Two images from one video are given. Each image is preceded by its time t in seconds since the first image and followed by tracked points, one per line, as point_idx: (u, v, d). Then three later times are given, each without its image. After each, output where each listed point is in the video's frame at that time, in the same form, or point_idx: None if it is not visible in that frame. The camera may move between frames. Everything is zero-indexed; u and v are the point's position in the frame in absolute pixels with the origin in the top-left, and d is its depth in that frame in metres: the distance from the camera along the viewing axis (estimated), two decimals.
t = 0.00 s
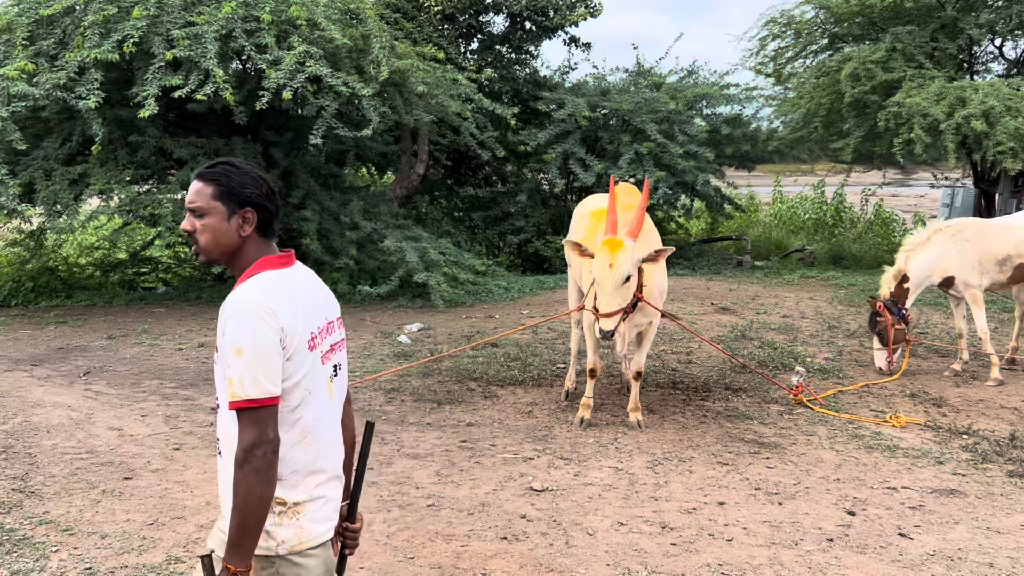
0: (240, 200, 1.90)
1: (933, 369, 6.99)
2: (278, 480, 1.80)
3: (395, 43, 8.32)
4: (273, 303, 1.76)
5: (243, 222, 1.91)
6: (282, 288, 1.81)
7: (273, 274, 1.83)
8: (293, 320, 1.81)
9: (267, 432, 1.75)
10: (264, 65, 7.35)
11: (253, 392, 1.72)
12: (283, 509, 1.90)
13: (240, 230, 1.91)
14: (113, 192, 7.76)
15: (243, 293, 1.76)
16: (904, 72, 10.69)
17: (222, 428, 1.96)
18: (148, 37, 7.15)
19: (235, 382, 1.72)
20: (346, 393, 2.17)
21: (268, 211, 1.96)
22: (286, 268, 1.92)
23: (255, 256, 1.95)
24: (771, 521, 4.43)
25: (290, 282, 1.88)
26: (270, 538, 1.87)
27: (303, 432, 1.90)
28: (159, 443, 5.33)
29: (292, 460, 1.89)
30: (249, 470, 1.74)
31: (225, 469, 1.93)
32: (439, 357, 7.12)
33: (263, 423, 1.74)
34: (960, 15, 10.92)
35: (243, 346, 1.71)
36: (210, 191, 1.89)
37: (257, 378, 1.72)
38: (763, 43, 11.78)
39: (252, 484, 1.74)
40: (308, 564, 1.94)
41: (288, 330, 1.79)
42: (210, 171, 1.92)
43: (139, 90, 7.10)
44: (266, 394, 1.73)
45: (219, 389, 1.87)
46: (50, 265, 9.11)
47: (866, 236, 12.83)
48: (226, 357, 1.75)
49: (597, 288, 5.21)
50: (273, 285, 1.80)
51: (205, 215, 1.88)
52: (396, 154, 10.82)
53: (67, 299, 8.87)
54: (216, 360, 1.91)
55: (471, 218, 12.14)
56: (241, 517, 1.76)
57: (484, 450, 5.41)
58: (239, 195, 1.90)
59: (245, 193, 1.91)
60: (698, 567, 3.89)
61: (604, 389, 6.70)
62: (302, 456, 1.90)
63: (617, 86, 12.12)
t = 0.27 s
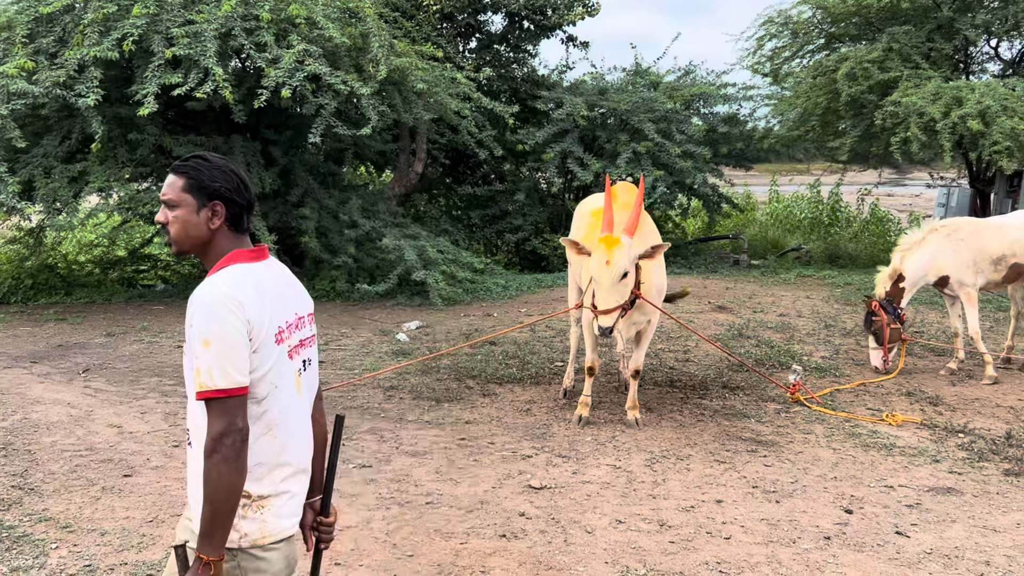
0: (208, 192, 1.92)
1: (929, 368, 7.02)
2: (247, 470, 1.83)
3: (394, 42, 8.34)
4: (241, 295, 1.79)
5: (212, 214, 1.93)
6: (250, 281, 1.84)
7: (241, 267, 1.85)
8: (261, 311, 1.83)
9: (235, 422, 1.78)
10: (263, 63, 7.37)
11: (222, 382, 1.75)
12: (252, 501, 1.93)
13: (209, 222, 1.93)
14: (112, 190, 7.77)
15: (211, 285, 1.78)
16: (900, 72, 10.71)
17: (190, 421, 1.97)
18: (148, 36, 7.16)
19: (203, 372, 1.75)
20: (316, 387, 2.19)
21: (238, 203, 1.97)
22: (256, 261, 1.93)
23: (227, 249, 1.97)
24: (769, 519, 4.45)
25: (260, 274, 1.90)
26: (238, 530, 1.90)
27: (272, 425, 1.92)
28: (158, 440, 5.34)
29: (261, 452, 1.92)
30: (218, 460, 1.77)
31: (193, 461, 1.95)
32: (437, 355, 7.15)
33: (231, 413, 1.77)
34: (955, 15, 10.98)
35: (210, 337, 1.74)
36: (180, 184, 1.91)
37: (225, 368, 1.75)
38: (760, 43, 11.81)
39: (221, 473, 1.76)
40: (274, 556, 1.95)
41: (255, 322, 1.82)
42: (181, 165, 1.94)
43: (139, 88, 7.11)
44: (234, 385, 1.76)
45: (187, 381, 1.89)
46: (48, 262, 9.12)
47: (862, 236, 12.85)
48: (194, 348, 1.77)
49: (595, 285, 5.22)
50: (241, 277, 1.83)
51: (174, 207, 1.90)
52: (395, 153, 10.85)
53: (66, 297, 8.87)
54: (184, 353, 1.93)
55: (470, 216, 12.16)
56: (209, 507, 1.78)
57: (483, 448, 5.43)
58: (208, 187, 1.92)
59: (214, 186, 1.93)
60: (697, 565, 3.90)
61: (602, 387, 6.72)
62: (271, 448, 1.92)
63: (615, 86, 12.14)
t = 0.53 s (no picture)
0: (183, 182, 1.98)
1: (922, 366, 7.10)
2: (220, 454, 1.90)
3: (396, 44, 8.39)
4: (215, 283, 1.86)
5: (187, 204, 2.00)
6: (224, 270, 1.91)
7: (215, 256, 1.92)
8: (235, 300, 1.90)
9: (208, 406, 1.85)
10: (266, 64, 7.43)
11: (195, 366, 1.82)
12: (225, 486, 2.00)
13: (185, 211, 2.00)
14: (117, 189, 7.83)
15: (186, 273, 1.85)
16: (894, 73, 10.75)
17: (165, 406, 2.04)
18: (152, 37, 7.22)
19: (178, 357, 1.82)
20: (290, 376, 2.26)
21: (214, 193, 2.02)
22: (230, 250, 2.00)
23: (204, 237, 2.03)
24: (765, 514, 4.53)
25: (235, 264, 1.97)
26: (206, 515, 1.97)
27: (245, 410, 1.99)
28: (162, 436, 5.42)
29: (235, 437, 1.99)
30: (191, 443, 1.84)
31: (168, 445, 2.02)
32: (437, 353, 7.23)
33: (204, 398, 1.84)
34: (948, 19, 10.93)
35: (184, 322, 1.81)
36: (157, 175, 1.98)
37: (198, 353, 1.82)
38: (756, 45, 11.86)
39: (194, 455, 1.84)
40: (235, 551, 2.04)
41: (229, 310, 1.89)
42: (159, 156, 2.02)
43: (143, 89, 7.18)
44: (207, 370, 1.83)
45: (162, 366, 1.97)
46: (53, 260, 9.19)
47: (856, 236, 12.92)
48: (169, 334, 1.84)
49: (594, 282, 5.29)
50: (215, 266, 1.90)
51: (152, 197, 1.98)
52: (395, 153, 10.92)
53: (70, 294, 8.95)
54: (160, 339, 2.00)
55: (469, 215, 12.24)
56: (183, 489, 1.85)
57: (483, 444, 5.50)
58: (183, 178, 1.98)
59: (189, 176, 1.99)
60: (694, 561, 3.98)
61: (601, 385, 6.80)
62: (243, 433, 2.00)
63: (614, 87, 12.19)
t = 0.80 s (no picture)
0: (167, 179, 2.09)
1: (914, 364, 7.19)
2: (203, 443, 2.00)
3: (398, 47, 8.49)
4: (200, 278, 1.96)
5: (170, 200, 2.10)
6: (209, 266, 2.01)
7: (200, 252, 2.03)
8: (219, 294, 2.01)
9: (192, 396, 1.95)
10: (270, 67, 7.55)
11: (180, 357, 1.92)
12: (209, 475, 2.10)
13: (169, 207, 2.10)
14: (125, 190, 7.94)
15: (173, 267, 1.96)
16: (886, 77, 10.85)
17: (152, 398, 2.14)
18: (159, 41, 7.35)
19: (164, 348, 1.92)
20: (275, 371, 2.36)
21: (196, 189, 2.12)
22: (213, 246, 2.10)
23: (188, 232, 2.13)
24: (763, 512, 4.62)
25: (219, 259, 2.08)
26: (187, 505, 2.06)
27: (229, 402, 2.09)
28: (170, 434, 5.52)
29: (219, 428, 2.09)
30: (176, 431, 1.93)
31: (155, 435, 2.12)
32: (439, 352, 7.34)
33: (189, 388, 1.94)
34: (939, 24, 11.17)
35: (170, 315, 1.91)
36: (145, 172, 2.10)
37: (183, 344, 1.92)
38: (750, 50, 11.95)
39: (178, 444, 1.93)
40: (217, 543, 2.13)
41: (213, 304, 1.99)
42: (148, 155, 2.14)
43: (150, 92, 7.30)
44: (191, 361, 1.93)
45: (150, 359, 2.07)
46: (61, 260, 9.34)
47: (850, 237, 12.92)
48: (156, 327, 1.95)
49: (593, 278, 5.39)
50: (200, 262, 2.00)
51: (139, 194, 2.10)
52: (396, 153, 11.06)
53: (79, 293, 9.13)
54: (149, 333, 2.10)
55: (469, 216, 12.34)
56: (167, 477, 1.95)
57: (484, 443, 5.59)
58: (167, 175, 2.09)
59: (172, 173, 2.09)
60: (693, 557, 4.06)
61: (601, 384, 6.89)
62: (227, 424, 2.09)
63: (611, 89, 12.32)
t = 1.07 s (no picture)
0: (157, 174, 2.29)
1: (897, 360, 7.42)
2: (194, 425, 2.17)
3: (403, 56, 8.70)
4: (192, 271, 2.14)
5: (161, 193, 2.29)
6: (200, 259, 2.19)
7: (191, 245, 2.21)
8: (211, 286, 2.19)
9: (184, 381, 2.13)
10: (281, 75, 7.77)
11: (173, 344, 2.10)
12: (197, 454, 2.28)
13: (160, 201, 2.30)
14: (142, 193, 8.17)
15: (168, 260, 2.14)
16: (870, 86, 11.10)
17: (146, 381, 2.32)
18: (174, 50, 7.58)
19: (158, 335, 2.10)
20: (264, 358, 2.53)
21: (184, 181, 2.31)
22: (201, 236, 2.29)
23: (179, 223, 2.32)
24: (753, 501, 4.85)
25: (210, 251, 2.26)
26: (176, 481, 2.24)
27: (217, 386, 2.27)
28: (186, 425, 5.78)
29: (208, 410, 2.27)
30: (169, 412, 2.11)
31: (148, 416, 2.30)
32: (442, 347, 7.59)
33: (182, 372, 2.12)
34: (919, 36, 11.38)
35: (164, 304, 2.09)
36: (137, 170, 2.31)
37: (176, 331, 2.10)
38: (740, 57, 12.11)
39: (170, 424, 2.11)
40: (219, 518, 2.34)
41: (203, 295, 2.17)
42: (140, 154, 2.34)
43: (166, 99, 7.54)
44: (184, 347, 2.11)
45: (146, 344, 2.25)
46: (82, 259, 9.57)
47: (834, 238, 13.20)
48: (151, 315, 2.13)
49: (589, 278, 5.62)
50: (193, 256, 2.18)
51: (133, 190, 2.30)
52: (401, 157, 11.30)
53: (98, 290, 9.31)
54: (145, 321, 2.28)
55: (472, 217, 12.63)
56: (159, 455, 2.13)
57: (486, 435, 5.84)
58: (156, 170, 2.29)
59: (161, 168, 2.29)
60: (685, 544, 4.30)
61: (597, 378, 7.14)
62: (216, 407, 2.28)
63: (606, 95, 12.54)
